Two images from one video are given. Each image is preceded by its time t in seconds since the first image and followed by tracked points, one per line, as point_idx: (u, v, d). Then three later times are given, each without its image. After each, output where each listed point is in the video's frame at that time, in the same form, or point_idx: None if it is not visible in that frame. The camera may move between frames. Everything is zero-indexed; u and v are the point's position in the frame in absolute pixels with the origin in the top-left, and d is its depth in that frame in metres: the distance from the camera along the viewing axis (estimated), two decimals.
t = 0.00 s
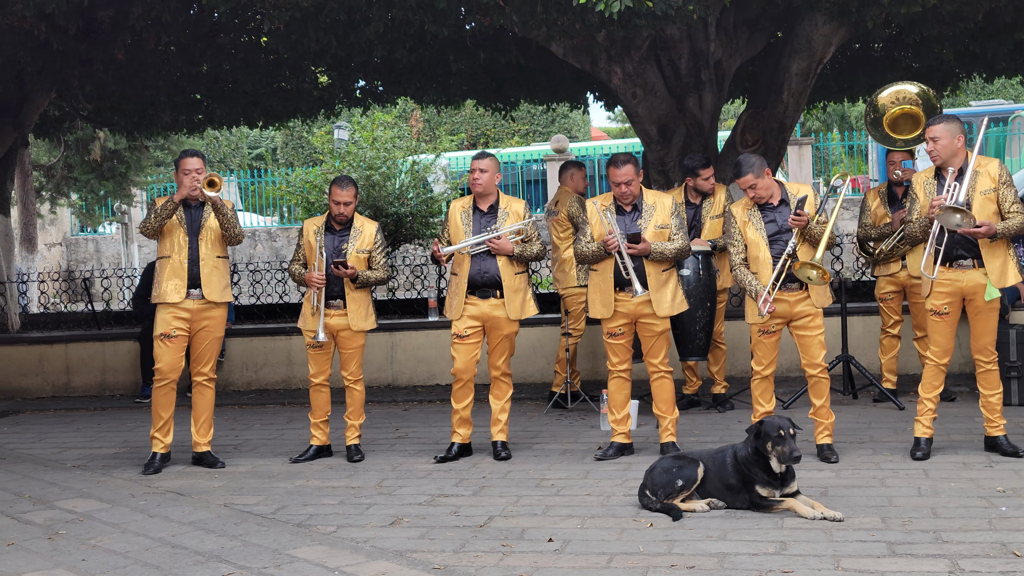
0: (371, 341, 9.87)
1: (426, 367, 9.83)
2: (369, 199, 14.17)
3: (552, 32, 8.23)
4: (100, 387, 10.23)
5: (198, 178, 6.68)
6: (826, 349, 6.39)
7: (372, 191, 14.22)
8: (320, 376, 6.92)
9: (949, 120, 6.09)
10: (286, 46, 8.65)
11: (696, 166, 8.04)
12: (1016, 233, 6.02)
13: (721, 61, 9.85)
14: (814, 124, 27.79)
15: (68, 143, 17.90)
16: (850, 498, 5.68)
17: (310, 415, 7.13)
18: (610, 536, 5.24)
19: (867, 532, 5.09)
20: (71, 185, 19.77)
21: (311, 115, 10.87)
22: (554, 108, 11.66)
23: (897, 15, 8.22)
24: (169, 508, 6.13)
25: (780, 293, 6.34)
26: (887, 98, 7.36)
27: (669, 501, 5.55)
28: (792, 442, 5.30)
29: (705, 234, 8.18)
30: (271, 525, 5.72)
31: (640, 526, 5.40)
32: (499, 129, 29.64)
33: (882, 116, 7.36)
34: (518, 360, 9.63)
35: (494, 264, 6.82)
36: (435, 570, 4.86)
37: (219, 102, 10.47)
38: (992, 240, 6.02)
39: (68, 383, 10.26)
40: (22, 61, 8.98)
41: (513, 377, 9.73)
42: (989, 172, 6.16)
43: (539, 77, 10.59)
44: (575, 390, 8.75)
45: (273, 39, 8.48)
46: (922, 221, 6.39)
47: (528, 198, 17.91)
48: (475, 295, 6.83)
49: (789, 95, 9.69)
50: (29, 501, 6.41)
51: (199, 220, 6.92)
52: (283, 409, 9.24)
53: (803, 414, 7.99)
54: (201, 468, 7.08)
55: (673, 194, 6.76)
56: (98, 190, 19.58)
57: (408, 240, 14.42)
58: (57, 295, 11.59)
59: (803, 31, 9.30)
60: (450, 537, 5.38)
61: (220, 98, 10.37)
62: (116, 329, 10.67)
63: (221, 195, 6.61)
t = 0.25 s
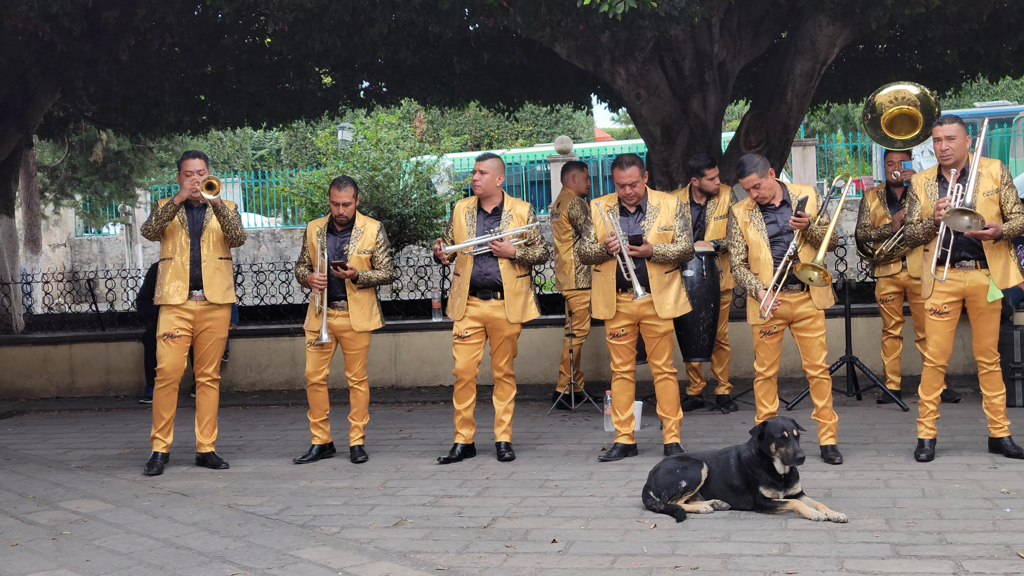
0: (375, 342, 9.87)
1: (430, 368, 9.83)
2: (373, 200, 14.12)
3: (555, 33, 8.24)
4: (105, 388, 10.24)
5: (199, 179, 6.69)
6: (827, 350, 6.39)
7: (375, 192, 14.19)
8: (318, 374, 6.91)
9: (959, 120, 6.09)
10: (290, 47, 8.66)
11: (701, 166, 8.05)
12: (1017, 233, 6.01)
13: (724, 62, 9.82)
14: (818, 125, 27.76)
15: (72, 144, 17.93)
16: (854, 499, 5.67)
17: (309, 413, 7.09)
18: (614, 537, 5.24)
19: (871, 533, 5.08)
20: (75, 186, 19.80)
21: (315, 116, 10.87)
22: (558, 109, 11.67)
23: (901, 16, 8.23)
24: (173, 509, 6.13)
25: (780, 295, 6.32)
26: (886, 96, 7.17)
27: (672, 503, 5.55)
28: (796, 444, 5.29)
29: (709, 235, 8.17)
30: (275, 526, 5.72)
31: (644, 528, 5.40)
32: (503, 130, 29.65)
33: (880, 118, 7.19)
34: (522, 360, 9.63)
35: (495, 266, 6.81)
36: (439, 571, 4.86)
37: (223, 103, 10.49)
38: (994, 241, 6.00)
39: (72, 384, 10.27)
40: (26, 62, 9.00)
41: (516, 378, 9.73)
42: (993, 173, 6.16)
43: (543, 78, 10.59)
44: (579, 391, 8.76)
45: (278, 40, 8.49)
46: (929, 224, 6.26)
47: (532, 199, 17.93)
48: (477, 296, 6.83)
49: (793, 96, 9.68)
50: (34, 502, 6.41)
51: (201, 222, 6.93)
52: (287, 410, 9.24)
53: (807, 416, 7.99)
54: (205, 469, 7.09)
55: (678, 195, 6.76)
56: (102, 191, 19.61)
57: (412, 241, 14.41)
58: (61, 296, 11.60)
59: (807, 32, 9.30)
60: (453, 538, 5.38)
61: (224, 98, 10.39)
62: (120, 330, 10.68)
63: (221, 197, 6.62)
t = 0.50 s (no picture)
0: (378, 343, 9.88)
1: (434, 369, 9.83)
2: (377, 202, 14.16)
3: (559, 34, 8.25)
4: (108, 389, 10.25)
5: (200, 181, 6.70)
6: (827, 351, 6.39)
7: (379, 193, 14.22)
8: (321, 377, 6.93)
9: (960, 121, 6.08)
10: (294, 48, 8.67)
11: (705, 167, 8.10)
12: (1016, 235, 6.02)
13: (728, 63, 9.85)
14: (821, 126, 27.74)
15: (77, 145, 17.96)
16: (858, 501, 5.66)
17: (313, 416, 7.11)
18: (618, 539, 5.24)
19: (874, 535, 5.08)
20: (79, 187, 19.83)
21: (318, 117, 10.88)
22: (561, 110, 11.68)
23: (905, 17, 8.23)
24: (177, 510, 6.14)
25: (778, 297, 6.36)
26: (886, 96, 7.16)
27: (676, 504, 5.54)
28: (800, 445, 5.29)
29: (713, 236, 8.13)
30: (279, 527, 5.72)
31: (647, 529, 5.39)
32: (506, 132, 29.67)
33: (877, 117, 7.18)
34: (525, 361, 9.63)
35: (494, 268, 6.81)
36: (442, 572, 4.86)
37: (227, 104, 10.50)
38: (996, 242, 5.99)
39: (76, 385, 10.28)
40: (31, 63, 9.01)
41: (519, 379, 9.73)
42: (991, 174, 6.17)
43: (546, 79, 10.60)
44: (582, 392, 8.76)
45: (282, 41, 8.50)
46: (931, 225, 6.19)
47: (535, 201, 17.95)
48: (475, 298, 6.83)
49: (797, 97, 9.68)
50: (38, 502, 6.42)
51: (200, 223, 6.93)
52: (291, 411, 9.25)
53: (811, 417, 7.98)
54: (209, 470, 7.09)
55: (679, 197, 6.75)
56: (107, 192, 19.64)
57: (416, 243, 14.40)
58: (65, 297, 11.61)
59: (811, 33, 9.30)
60: (457, 540, 5.38)
61: (228, 100, 10.41)
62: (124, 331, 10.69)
63: (219, 198, 6.62)
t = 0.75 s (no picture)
0: (381, 344, 9.89)
1: (436, 370, 9.83)
2: (380, 203, 14.06)
3: (562, 35, 8.27)
4: (111, 390, 10.26)
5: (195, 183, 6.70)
6: (826, 351, 6.39)
7: (382, 195, 14.16)
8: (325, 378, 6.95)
9: (960, 122, 6.08)
10: (297, 49, 8.68)
11: (708, 167, 8.06)
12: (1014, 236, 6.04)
13: (732, 64, 9.84)
14: (825, 127, 27.72)
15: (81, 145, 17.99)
16: (861, 502, 5.66)
17: (315, 417, 7.11)
18: (620, 540, 5.24)
19: (877, 536, 5.07)
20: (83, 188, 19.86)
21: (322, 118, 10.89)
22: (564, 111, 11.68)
23: (908, 18, 8.24)
24: (180, 511, 6.14)
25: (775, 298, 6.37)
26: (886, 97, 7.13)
27: (679, 505, 5.54)
28: (803, 447, 5.29)
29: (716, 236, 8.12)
30: (282, 528, 5.72)
31: (650, 530, 5.39)
32: (509, 133, 29.68)
33: (876, 118, 7.17)
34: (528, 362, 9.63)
35: (491, 268, 6.81)
36: (445, 573, 4.86)
37: (231, 105, 10.52)
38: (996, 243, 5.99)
39: (79, 386, 10.29)
40: (34, 64, 9.03)
41: (522, 380, 9.73)
42: (989, 176, 6.18)
43: (550, 80, 10.60)
44: (585, 393, 8.76)
45: (285, 42, 8.51)
46: (931, 226, 6.15)
47: (538, 202, 17.97)
48: (470, 299, 6.83)
49: (800, 98, 9.68)
50: (41, 503, 6.42)
51: (194, 224, 6.93)
52: (294, 412, 9.25)
53: (813, 418, 7.98)
54: (212, 471, 7.09)
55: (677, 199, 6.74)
56: (110, 193, 19.65)
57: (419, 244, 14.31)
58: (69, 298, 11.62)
59: (814, 34, 9.30)
60: (460, 541, 5.38)
61: (232, 100, 10.44)
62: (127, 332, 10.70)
63: (215, 197, 6.62)
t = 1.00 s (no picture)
0: (384, 344, 9.88)
1: (439, 371, 9.84)
2: (383, 203, 14.06)
3: (565, 36, 8.28)
4: (114, 390, 10.26)
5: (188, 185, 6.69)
6: (828, 352, 6.39)
7: (385, 195, 14.15)
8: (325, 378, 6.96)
9: (962, 123, 6.08)
10: (300, 50, 8.69)
11: (712, 168, 8.06)
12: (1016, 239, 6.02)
13: (734, 65, 9.81)
14: (828, 127, 27.69)
15: (84, 146, 18.01)
16: (863, 503, 5.66)
17: (316, 418, 7.12)
18: (623, 541, 5.24)
19: (880, 537, 5.07)
20: (86, 189, 19.88)
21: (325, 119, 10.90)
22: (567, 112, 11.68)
23: (911, 19, 8.25)
24: (183, 511, 6.14)
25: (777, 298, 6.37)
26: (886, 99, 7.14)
27: (682, 506, 5.54)
28: (806, 448, 5.30)
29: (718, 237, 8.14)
30: (284, 528, 5.73)
31: (653, 531, 5.39)
32: (512, 134, 29.69)
33: (876, 118, 7.17)
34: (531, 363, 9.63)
35: (485, 270, 6.81)
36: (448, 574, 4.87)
37: (234, 106, 10.53)
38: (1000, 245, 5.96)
39: (82, 386, 10.30)
40: (38, 65, 9.05)
41: (524, 380, 9.73)
42: (990, 178, 6.19)
43: (552, 81, 10.61)
44: (587, 394, 8.75)
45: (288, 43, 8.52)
46: (933, 226, 6.15)
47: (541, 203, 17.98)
48: (468, 302, 6.83)
49: (803, 99, 9.69)
50: (44, 503, 6.43)
51: (186, 226, 6.92)
52: (297, 412, 9.26)
53: (816, 420, 7.98)
54: (215, 471, 7.10)
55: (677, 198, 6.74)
56: (114, 193, 19.67)
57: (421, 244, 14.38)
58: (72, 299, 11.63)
59: (817, 35, 9.29)
60: (462, 541, 5.38)
61: (235, 101, 10.46)
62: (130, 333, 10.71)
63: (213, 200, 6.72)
